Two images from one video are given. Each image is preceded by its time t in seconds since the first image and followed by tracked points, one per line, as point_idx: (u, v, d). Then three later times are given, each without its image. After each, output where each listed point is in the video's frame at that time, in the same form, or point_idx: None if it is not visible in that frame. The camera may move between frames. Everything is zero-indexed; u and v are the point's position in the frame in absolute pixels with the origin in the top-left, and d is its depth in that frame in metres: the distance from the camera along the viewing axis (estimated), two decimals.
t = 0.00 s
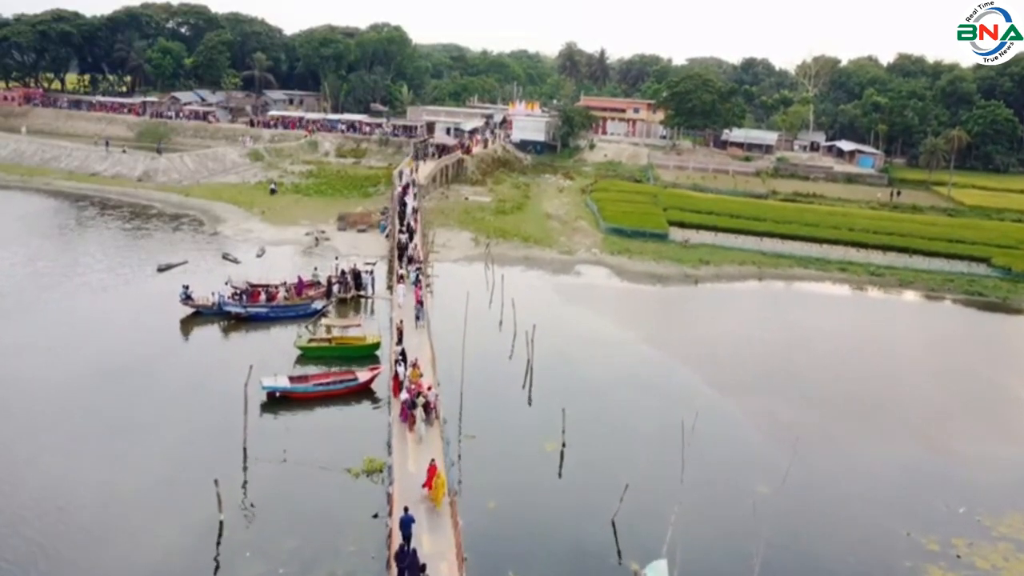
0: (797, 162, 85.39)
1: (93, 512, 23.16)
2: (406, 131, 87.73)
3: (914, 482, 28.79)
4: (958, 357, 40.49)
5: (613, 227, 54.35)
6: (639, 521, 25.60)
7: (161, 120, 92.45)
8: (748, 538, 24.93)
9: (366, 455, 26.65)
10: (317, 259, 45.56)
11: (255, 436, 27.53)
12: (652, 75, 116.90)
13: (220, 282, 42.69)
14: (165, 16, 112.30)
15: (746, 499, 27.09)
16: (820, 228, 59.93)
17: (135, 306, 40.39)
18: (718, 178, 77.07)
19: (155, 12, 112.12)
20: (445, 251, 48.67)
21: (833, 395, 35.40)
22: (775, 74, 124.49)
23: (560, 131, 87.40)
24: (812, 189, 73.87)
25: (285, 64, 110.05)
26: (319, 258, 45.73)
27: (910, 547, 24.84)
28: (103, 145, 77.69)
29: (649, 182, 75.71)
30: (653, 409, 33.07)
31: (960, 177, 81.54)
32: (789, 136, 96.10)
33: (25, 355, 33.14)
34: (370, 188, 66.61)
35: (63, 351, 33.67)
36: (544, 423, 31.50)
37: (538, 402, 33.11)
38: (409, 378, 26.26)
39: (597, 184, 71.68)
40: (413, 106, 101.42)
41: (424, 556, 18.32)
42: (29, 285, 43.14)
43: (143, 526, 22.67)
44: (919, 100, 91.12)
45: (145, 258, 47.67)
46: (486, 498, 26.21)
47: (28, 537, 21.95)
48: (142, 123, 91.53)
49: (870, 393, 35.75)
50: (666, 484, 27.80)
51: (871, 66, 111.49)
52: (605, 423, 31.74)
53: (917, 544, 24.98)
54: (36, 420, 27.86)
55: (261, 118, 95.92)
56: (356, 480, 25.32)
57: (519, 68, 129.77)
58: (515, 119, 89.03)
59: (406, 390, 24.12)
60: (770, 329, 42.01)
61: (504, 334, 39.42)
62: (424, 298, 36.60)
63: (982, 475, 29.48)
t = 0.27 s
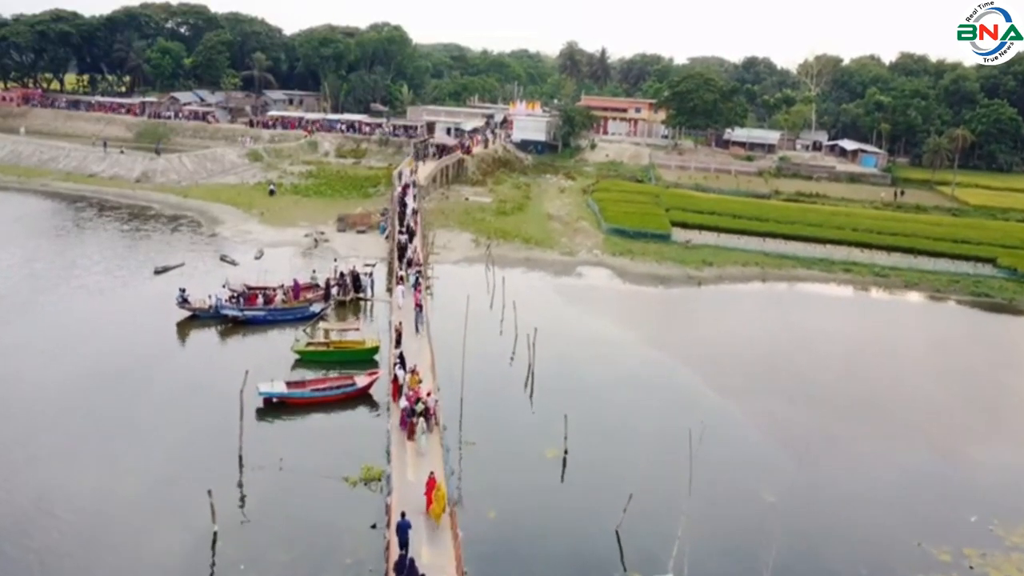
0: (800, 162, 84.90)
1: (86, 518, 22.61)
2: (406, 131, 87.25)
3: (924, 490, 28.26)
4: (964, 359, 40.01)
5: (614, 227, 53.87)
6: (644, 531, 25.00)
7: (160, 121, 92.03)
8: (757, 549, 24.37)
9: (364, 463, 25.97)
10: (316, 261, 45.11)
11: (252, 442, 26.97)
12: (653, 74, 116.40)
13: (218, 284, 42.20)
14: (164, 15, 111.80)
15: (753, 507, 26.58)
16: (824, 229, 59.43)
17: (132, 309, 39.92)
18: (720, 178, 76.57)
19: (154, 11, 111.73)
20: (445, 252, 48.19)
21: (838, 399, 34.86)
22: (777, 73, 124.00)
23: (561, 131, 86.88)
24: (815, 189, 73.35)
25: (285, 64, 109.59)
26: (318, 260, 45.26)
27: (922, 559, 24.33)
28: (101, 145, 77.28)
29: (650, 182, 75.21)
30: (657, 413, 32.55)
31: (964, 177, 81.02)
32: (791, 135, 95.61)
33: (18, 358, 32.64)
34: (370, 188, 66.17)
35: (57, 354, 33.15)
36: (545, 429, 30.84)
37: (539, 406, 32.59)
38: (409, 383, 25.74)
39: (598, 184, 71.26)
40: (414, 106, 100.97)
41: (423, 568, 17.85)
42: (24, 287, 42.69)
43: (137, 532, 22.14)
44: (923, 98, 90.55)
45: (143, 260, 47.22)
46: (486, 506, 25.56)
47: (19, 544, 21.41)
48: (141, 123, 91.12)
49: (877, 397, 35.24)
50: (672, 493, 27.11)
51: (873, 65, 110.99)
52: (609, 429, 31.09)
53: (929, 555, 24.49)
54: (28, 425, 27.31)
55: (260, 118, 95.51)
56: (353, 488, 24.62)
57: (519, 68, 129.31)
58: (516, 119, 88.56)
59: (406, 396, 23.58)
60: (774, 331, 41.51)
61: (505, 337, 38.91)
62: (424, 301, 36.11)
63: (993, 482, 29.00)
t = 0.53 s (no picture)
0: (803, 162, 84.25)
1: (74, 527, 21.91)
2: (406, 131, 86.62)
3: (937, 500, 27.52)
4: (974, 363, 39.29)
5: (616, 229, 53.21)
6: (650, 544, 24.17)
7: (158, 121, 91.49)
8: (766, 563, 23.61)
9: (361, 472, 25.07)
10: (314, 264, 44.47)
11: (247, 449, 26.24)
12: (654, 73, 115.75)
13: (214, 288, 41.45)
14: (163, 15, 111.15)
15: (761, 518, 25.88)
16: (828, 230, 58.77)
17: (127, 312, 39.25)
18: (723, 178, 75.89)
19: (153, 11, 111.18)
20: (446, 254, 47.51)
21: (848, 404, 34.10)
22: (779, 73, 123.35)
23: (562, 131, 86.28)
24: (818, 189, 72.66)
25: (285, 64, 108.98)
26: (316, 263, 44.54)
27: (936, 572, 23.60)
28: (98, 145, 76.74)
29: (653, 182, 74.56)
30: (661, 420, 31.88)
31: (969, 176, 80.35)
32: (793, 135, 94.93)
33: (9, 361, 31.96)
34: (370, 189, 65.54)
35: (48, 358, 32.45)
36: (548, 437, 30.01)
37: (541, 413, 31.89)
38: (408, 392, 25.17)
39: (600, 185, 70.61)
40: (414, 106, 100.33)
41: None
42: (18, 290, 42.04)
43: (127, 540, 21.42)
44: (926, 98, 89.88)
45: (139, 263, 46.59)
46: (487, 519, 24.71)
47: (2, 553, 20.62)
48: (140, 124, 90.59)
49: (885, 402, 34.52)
50: (678, 505, 26.29)
51: (876, 64, 110.36)
52: (613, 437, 30.30)
53: (942, 567, 23.79)
54: (15, 429, 26.54)
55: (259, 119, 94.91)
56: (350, 501, 23.51)
57: (520, 67, 128.70)
58: (517, 119, 87.92)
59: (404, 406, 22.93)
60: (779, 335, 40.82)
61: (507, 341, 38.20)
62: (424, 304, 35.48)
63: (1008, 492, 28.26)
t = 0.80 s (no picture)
0: (806, 161, 83.54)
1: (63, 542, 21.17)
2: (406, 132, 85.94)
3: (953, 510, 26.71)
4: (985, 367, 38.53)
5: (618, 230, 52.50)
6: (659, 559, 23.18)
7: (157, 122, 90.86)
8: None
9: (358, 484, 24.20)
10: (313, 268, 43.76)
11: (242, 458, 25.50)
12: (656, 73, 115.07)
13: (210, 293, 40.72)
14: (162, 15, 110.43)
15: (772, 530, 25.02)
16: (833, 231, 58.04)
17: (121, 315, 38.51)
18: (726, 179, 75.19)
19: (152, 11, 110.56)
20: (446, 257, 46.76)
21: (858, 411, 33.28)
22: (781, 72, 122.68)
23: (563, 131, 85.63)
24: (822, 189, 71.91)
25: (284, 64, 108.32)
26: (314, 267, 43.81)
27: None
28: (95, 147, 76.17)
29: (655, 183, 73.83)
30: (666, 426, 31.11)
31: (974, 176, 79.64)
32: (796, 135, 94.21)
33: None
34: (369, 190, 64.83)
35: (39, 363, 31.67)
36: (550, 447, 29.08)
37: (544, 418, 31.14)
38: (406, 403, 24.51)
39: (602, 186, 69.90)
40: (414, 106, 99.67)
41: None
42: (10, 293, 41.32)
43: (115, 555, 20.63)
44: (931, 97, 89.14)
45: (135, 267, 45.89)
46: (488, 534, 23.76)
47: None
48: (138, 124, 90.20)
49: (896, 407, 33.75)
50: (687, 517, 25.35)
51: (879, 63, 109.65)
52: (618, 446, 29.39)
53: None
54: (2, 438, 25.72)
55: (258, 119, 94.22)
56: (346, 515, 22.64)
57: (521, 67, 128.06)
58: (518, 119, 87.25)
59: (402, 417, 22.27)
60: (785, 338, 40.09)
61: (507, 347, 37.43)
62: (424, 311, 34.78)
63: None
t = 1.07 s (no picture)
0: (810, 161, 82.80)
1: (52, 563, 20.51)
2: (406, 132, 85.21)
3: (966, 523, 26.00)
4: (996, 371, 37.77)
5: (620, 231, 51.70)
6: None
7: (154, 123, 90.19)
8: None
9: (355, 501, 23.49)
10: (310, 271, 43.01)
11: (235, 472, 24.78)
12: (657, 73, 114.30)
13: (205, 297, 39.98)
14: (160, 15, 109.76)
15: (782, 546, 24.30)
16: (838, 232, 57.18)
17: (114, 319, 37.79)
18: (728, 179, 74.42)
19: (149, 11, 109.84)
20: (445, 260, 45.97)
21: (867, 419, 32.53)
22: (783, 71, 121.87)
23: (564, 131, 84.93)
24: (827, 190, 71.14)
25: (283, 64, 107.59)
26: (312, 271, 43.06)
27: None
28: (91, 147, 75.50)
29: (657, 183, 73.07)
30: (671, 435, 30.35)
31: (979, 176, 78.87)
32: (799, 134, 93.41)
33: None
34: (368, 192, 64.12)
35: (29, 369, 30.98)
36: (554, 460, 28.29)
37: (546, 429, 30.35)
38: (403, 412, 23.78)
39: (603, 187, 69.15)
40: (414, 106, 98.94)
41: None
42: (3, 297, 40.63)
43: None
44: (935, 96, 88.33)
45: (130, 270, 45.19)
46: (489, 554, 23.00)
47: None
48: (135, 125, 89.57)
49: (905, 414, 33.01)
50: (694, 536, 24.62)
51: (883, 61, 108.83)
52: (623, 457, 28.62)
53: None
54: None
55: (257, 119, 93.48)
56: (341, 533, 22.05)
57: (521, 66, 127.24)
58: (518, 119, 86.53)
59: (399, 432, 21.45)
60: (792, 342, 39.28)
61: (508, 352, 36.63)
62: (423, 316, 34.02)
63: None
